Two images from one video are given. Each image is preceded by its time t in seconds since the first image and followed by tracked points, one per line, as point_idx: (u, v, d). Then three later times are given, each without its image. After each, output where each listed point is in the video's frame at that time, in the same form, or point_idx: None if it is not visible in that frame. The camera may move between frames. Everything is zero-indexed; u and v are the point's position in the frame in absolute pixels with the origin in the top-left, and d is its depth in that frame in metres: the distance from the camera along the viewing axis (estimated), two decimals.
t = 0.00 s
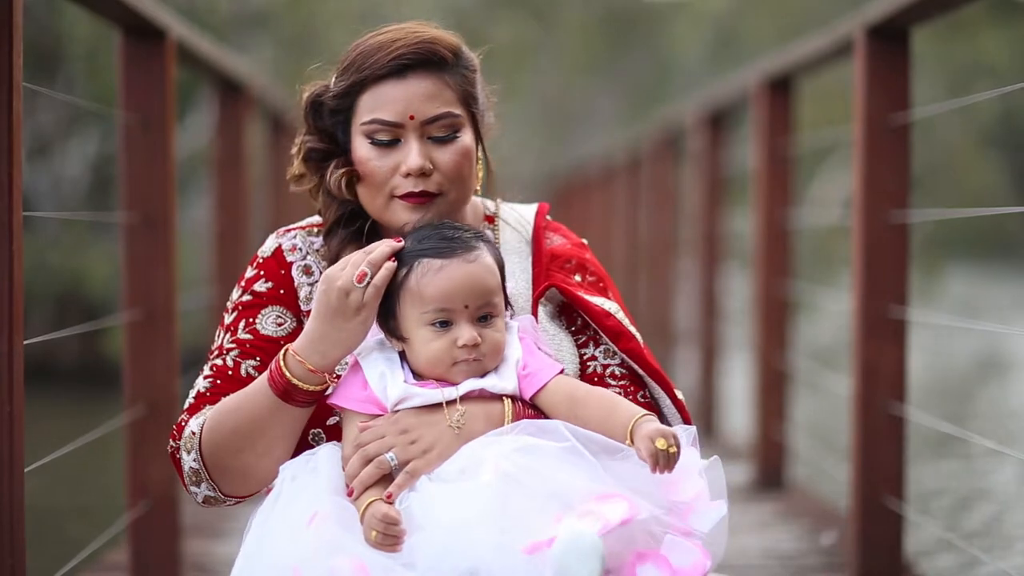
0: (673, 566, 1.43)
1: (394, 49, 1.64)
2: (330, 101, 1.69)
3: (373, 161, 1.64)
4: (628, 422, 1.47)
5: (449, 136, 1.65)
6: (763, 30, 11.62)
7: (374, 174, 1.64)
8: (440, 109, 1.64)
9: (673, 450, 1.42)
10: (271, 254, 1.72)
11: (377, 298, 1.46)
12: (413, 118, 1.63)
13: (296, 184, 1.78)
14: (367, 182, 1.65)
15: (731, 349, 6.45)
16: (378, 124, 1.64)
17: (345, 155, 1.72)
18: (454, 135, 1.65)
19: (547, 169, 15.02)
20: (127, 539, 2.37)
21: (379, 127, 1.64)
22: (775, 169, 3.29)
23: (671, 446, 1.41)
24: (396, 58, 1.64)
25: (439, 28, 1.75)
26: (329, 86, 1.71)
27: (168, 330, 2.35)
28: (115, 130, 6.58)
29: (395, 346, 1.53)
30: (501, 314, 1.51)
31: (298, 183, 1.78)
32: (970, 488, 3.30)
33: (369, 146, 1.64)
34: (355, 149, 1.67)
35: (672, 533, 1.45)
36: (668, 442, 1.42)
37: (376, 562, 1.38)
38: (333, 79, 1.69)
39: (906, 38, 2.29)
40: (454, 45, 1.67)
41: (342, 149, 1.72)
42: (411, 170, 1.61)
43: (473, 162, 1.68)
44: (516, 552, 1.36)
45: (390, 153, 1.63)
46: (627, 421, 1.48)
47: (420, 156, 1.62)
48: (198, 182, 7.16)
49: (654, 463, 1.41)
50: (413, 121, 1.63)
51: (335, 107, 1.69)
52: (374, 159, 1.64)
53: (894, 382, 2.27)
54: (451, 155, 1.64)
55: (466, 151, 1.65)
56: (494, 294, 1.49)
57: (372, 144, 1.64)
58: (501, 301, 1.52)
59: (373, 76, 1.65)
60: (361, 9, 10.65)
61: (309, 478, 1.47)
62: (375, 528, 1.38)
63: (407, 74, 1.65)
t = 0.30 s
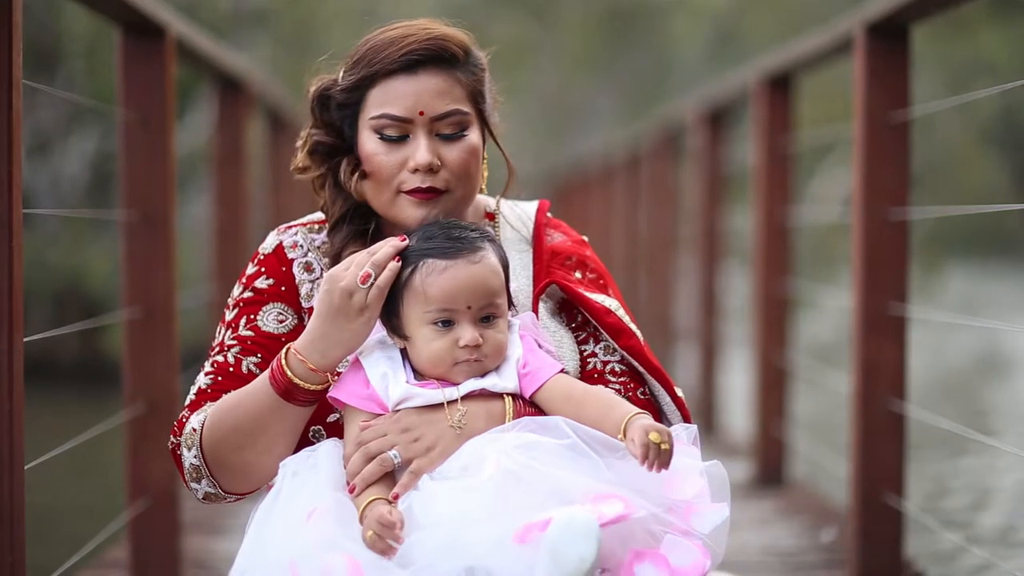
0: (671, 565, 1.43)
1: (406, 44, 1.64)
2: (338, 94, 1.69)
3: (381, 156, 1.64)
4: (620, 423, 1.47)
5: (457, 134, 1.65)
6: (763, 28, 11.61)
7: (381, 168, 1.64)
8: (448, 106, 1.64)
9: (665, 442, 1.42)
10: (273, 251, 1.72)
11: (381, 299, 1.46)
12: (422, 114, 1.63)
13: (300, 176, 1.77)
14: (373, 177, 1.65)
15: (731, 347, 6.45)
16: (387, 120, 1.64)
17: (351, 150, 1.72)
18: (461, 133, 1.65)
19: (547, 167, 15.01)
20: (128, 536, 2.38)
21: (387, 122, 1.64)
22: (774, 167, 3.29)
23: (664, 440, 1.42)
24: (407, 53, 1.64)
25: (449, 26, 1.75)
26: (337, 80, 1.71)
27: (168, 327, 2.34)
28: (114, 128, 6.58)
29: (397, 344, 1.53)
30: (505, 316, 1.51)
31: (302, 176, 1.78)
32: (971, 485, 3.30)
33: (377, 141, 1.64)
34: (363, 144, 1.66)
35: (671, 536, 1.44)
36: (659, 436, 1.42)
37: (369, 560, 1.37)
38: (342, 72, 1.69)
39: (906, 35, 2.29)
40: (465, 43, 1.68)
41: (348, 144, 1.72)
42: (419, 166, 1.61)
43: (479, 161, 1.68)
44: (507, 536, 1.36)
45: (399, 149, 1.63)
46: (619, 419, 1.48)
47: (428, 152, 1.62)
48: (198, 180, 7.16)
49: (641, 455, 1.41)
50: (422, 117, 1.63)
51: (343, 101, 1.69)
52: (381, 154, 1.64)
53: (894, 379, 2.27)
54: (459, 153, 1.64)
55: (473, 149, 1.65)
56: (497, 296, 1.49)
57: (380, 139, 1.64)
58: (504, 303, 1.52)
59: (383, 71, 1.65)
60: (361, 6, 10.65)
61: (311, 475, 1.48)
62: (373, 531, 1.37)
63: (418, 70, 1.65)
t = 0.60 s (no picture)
0: (667, 561, 1.42)
1: (424, 39, 1.65)
2: (352, 85, 1.68)
3: (393, 149, 1.64)
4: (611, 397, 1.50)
5: (470, 131, 1.66)
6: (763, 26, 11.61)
7: (392, 161, 1.64)
8: (463, 103, 1.65)
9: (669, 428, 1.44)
10: (274, 247, 1.72)
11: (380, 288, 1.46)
12: (437, 109, 1.64)
13: (307, 167, 1.76)
14: (383, 169, 1.65)
15: (731, 345, 6.45)
16: (401, 113, 1.64)
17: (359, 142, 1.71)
18: (474, 130, 1.66)
19: (547, 164, 15.02)
20: (128, 535, 2.38)
21: (401, 115, 1.64)
22: (774, 164, 3.29)
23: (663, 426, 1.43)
24: (424, 48, 1.65)
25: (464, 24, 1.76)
26: (350, 71, 1.70)
27: (168, 325, 2.35)
28: (114, 125, 6.58)
29: (393, 340, 1.54)
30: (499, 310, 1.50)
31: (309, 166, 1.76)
32: (971, 483, 3.30)
33: (390, 133, 1.65)
34: (375, 136, 1.67)
35: (669, 532, 1.44)
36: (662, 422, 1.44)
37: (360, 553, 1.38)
38: (356, 64, 1.68)
39: (906, 32, 2.29)
40: (482, 42, 1.68)
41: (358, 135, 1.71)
42: (431, 161, 1.62)
43: (489, 159, 1.68)
44: (502, 518, 1.35)
45: (412, 142, 1.64)
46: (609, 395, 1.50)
47: (441, 147, 1.62)
48: (198, 178, 7.16)
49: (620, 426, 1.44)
50: (436, 112, 1.64)
51: (356, 93, 1.69)
52: (393, 147, 1.64)
53: (894, 377, 2.27)
54: (471, 149, 1.65)
55: (484, 147, 1.66)
56: (491, 290, 1.48)
57: (392, 132, 1.65)
58: (498, 300, 1.51)
59: (399, 64, 1.65)
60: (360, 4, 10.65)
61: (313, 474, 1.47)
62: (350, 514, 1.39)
63: (435, 65, 1.65)
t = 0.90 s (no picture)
0: (649, 560, 1.41)
1: (438, 36, 1.66)
2: (363, 80, 1.70)
3: (402, 145, 1.65)
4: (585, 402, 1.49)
5: (480, 130, 1.67)
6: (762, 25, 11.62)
7: (401, 157, 1.65)
8: (475, 101, 1.67)
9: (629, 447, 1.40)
10: (276, 245, 1.72)
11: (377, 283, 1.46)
12: (448, 106, 1.65)
13: (315, 160, 1.77)
14: (392, 165, 1.66)
15: (731, 344, 6.46)
16: (412, 109, 1.65)
17: (368, 136, 1.72)
18: (483, 130, 1.67)
19: (547, 164, 15.02)
20: (128, 535, 2.38)
21: (412, 111, 1.65)
22: (774, 164, 3.29)
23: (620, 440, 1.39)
24: (438, 45, 1.66)
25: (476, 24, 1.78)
26: (361, 66, 1.72)
27: (168, 326, 2.35)
28: (114, 125, 6.58)
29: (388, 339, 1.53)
30: (494, 314, 1.50)
31: (316, 159, 1.78)
32: (970, 483, 3.30)
33: (400, 129, 1.66)
34: (384, 132, 1.68)
35: (656, 533, 1.42)
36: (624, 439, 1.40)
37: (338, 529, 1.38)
38: (368, 59, 1.70)
39: (907, 32, 2.29)
40: (495, 42, 1.70)
41: (367, 130, 1.72)
42: (441, 158, 1.63)
43: (497, 159, 1.70)
44: (473, 500, 1.33)
45: (421, 139, 1.65)
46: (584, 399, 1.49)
47: (450, 145, 1.63)
48: (198, 178, 7.16)
49: (576, 429, 1.39)
50: (448, 110, 1.65)
51: (367, 87, 1.70)
52: (402, 143, 1.65)
53: (894, 377, 2.27)
54: (480, 148, 1.66)
55: (493, 146, 1.67)
56: (487, 293, 1.48)
57: (402, 128, 1.66)
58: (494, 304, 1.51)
59: (412, 60, 1.66)
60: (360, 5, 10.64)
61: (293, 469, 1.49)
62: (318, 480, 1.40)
63: (448, 63, 1.67)
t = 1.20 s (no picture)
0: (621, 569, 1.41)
1: (446, 36, 1.67)
2: (370, 77, 1.70)
3: (406, 143, 1.65)
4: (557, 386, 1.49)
5: (485, 131, 1.67)
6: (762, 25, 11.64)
7: (405, 155, 1.65)
8: (481, 103, 1.67)
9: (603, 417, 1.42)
10: (276, 242, 1.72)
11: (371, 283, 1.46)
12: (454, 107, 1.66)
13: (321, 155, 1.78)
14: (396, 163, 1.66)
15: (730, 344, 6.46)
16: (417, 108, 1.66)
17: (373, 134, 1.72)
18: (488, 131, 1.68)
19: (547, 164, 15.03)
20: (127, 535, 2.38)
21: (418, 110, 1.66)
22: (773, 163, 3.29)
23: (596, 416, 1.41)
24: (447, 45, 1.67)
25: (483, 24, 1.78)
26: (368, 63, 1.73)
27: (168, 326, 2.35)
28: (114, 125, 6.58)
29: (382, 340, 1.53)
30: (486, 319, 1.50)
31: (322, 154, 1.79)
32: (969, 483, 3.30)
33: (405, 127, 1.66)
34: (390, 129, 1.68)
35: (632, 543, 1.42)
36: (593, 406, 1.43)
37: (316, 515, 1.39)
38: (376, 56, 1.70)
39: (906, 31, 2.29)
40: (503, 44, 1.71)
41: (372, 127, 1.73)
42: (444, 158, 1.63)
43: (501, 161, 1.70)
44: (446, 492, 1.33)
45: (426, 138, 1.65)
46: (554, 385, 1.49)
47: (455, 146, 1.64)
48: (197, 178, 7.16)
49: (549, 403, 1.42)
50: (453, 111, 1.66)
51: (374, 84, 1.70)
52: (406, 141, 1.66)
53: (894, 377, 2.27)
54: (485, 150, 1.66)
55: (498, 148, 1.68)
56: (479, 298, 1.47)
57: (408, 126, 1.66)
58: (488, 309, 1.50)
59: (419, 59, 1.67)
60: (359, 5, 10.63)
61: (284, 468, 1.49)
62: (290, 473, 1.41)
63: (455, 63, 1.67)
